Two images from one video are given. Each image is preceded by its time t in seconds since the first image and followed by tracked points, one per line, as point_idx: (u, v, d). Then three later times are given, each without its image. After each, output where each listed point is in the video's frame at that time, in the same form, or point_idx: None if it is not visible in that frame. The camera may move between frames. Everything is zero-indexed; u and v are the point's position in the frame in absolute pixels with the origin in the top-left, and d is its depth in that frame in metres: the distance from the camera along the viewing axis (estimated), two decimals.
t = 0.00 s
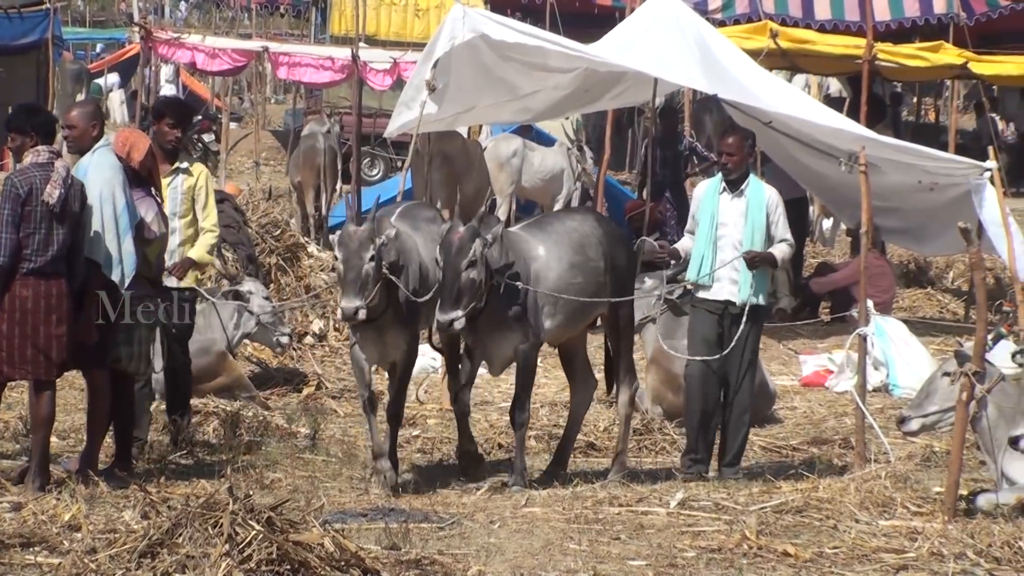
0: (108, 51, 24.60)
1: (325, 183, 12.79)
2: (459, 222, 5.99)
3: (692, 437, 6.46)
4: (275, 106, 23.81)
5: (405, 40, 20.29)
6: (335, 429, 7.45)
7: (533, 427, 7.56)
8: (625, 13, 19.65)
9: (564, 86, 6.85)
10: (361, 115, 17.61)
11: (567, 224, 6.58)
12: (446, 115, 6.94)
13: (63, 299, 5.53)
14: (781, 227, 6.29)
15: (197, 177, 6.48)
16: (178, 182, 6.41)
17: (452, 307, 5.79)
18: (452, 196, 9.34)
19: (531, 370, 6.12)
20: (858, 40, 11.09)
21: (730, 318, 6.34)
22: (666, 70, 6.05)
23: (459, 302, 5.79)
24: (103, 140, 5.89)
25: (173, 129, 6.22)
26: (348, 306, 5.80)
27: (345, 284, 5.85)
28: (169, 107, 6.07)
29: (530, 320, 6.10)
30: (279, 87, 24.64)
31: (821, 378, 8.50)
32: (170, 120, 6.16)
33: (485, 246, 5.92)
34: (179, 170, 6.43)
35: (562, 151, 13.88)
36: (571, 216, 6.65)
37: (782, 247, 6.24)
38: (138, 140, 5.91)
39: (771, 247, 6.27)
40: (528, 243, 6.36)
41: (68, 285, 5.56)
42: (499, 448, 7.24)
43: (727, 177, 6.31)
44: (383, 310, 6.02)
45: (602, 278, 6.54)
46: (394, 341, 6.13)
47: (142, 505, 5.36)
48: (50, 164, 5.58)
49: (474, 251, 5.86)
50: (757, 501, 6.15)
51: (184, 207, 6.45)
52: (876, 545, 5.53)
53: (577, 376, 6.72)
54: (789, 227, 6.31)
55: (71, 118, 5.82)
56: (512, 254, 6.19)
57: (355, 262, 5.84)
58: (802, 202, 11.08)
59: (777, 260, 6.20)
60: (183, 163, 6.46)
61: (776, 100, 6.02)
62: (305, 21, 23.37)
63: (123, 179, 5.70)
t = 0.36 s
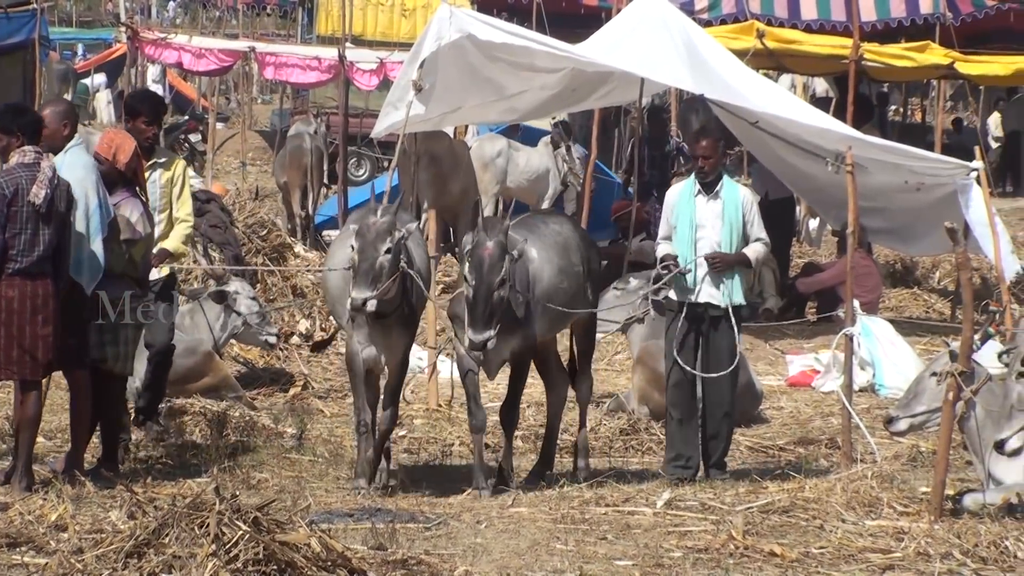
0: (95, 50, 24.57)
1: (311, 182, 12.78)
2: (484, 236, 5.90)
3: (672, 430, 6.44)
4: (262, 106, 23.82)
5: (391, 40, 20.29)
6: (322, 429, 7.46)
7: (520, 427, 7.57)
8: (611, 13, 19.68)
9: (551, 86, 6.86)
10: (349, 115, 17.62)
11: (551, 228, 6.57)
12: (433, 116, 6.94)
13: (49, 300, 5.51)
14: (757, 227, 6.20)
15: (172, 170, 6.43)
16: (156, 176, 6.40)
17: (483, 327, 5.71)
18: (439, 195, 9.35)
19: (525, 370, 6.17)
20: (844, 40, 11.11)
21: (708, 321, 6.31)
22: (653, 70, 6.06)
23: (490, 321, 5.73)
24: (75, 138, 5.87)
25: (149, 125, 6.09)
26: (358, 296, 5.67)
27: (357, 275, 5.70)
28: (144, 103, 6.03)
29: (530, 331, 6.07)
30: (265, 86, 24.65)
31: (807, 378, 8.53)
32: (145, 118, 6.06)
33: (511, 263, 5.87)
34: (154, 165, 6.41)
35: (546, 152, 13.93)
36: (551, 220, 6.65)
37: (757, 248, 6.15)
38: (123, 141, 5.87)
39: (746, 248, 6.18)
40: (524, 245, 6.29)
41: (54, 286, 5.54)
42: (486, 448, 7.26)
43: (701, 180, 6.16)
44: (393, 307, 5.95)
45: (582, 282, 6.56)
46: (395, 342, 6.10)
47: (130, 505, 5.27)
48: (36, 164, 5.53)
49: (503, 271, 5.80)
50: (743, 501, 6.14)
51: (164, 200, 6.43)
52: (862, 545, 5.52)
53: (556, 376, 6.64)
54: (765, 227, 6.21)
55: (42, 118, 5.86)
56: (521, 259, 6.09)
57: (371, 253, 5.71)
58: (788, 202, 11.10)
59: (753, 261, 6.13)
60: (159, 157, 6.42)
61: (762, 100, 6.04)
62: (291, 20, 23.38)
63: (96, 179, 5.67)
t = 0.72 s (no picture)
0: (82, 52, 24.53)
1: (298, 183, 12.76)
2: (488, 236, 5.92)
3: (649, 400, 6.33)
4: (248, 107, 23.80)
5: (378, 41, 20.29)
6: (308, 429, 7.46)
7: (506, 428, 7.57)
8: (599, 13, 19.71)
9: (538, 86, 6.86)
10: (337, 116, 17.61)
11: (539, 231, 6.51)
12: (419, 116, 6.94)
13: (36, 301, 5.48)
14: (724, 225, 6.24)
15: (175, 177, 6.18)
16: (158, 183, 6.13)
17: (490, 326, 5.76)
18: (424, 195, 9.34)
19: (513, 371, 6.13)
20: (831, 41, 11.13)
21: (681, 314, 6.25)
22: (640, 70, 6.06)
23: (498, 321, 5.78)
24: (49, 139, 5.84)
25: (146, 130, 6.05)
26: (348, 294, 5.57)
27: (349, 273, 5.61)
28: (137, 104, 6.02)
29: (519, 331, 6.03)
30: (252, 86, 24.64)
31: (794, 379, 8.55)
32: (143, 122, 6.02)
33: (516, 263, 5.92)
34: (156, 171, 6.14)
35: (532, 151, 13.92)
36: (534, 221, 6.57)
37: (724, 246, 6.18)
38: (105, 140, 5.88)
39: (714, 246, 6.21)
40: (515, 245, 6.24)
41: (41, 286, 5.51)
42: (472, 448, 7.27)
43: (671, 176, 6.20)
44: (391, 302, 5.85)
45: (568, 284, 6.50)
46: (401, 341, 5.96)
47: (116, 506, 5.20)
48: (22, 165, 5.51)
49: (510, 271, 5.86)
50: (730, 502, 6.14)
51: (165, 208, 6.16)
52: (849, 545, 5.50)
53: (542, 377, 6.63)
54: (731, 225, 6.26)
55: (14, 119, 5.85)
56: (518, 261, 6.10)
57: (364, 250, 5.63)
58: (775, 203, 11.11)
59: (721, 259, 6.15)
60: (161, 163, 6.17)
61: (749, 100, 6.04)
62: (278, 21, 23.37)
63: (72, 179, 5.67)
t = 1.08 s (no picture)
0: (76, 52, 24.49)
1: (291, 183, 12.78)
2: (491, 229, 5.85)
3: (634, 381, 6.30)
4: (243, 106, 23.80)
5: (372, 40, 20.30)
6: (302, 429, 7.46)
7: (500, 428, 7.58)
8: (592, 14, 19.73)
9: (531, 86, 6.86)
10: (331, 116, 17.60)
11: (539, 232, 6.45)
12: (413, 116, 6.94)
13: (32, 301, 5.46)
14: (712, 231, 6.18)
15: (202, 179, 6.10)
16: (186, 186, 6.04)
17: (505, 319, 5.68)
18: (418, 195, 9.34)
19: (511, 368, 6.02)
20: (825, 41, 11.15)
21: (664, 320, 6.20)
22: (633, 70, 6.05)
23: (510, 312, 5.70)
24: (37, 138, 5.82)
25: (170, 131, 5.95)
26: (364, 293, 5.53)
27: (365, 271, 5.57)
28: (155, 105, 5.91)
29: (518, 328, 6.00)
30: (245, 86, 24.62)
31: (787, 379, 8.57)
32: (166, 123, 5.92)
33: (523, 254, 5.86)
34: (183, 172, 6.05)
35: (527, 152, 13.93)
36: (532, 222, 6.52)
37: (711, 251, 6.13)
38: (83, 134, 5.93)
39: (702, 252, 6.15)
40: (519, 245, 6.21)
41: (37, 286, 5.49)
42: (467, 448, 7.29)
43: (659, 180, 6.19)
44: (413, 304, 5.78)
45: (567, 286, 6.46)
46: (421, 344, 5.84)
47: (110, 506, 5.17)
48: (16, 165, 5.51)
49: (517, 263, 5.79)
50: (724, 501, 6.14)
51: (193, 212, 6.09)
52: (843, 545, 5.50)
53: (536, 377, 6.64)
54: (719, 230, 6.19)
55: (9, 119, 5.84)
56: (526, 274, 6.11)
57: (381, 248, 5.58)
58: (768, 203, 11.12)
59: (706, 267, 6.08)
60: (189, 165, 6.08)
61: (743, 100, 6.04)
62: (271, 21, 23.37)
63: (62, 178, 5.63)
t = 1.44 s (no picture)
0: (76, 51, 24.49)
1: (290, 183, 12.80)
2: (501, 246, 5.66)
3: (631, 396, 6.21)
4: (242, 105, 23.82)
5: (372, 40, 20.31)
6: (302, 428, 7.46)
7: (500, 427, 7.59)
8: (592, 13, 19.74)
9: (531, 86, 6.86)
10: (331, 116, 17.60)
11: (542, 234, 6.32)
12: (412, 116, 6.93)
13: (33, 300, 5.46)
14: (718, 232, 6.10)
15: (210, 183, 5.73)
16: (194, 190, 5.68)
17: (520, 343, 5.50)
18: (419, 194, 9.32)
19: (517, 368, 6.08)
20: (824, 41, 11.15)
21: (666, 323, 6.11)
22: (632, 70, 6.05)
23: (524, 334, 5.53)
24: (39, 136, 5.81)
25: (178, 134, 5.60)
26: (385, 291, 5.41)
27: (385, 269, 5.46)
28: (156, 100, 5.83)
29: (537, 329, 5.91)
30: (245, 85, 24.63)
31: (787, 378, 8.57)
32: (173, 127, 5.57)
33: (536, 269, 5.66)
34: (189, 177, 5.70)
35: (528, 151, 13.93)
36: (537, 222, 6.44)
37: (715, 254, 6.05)
38: (66, 131, 5.93)
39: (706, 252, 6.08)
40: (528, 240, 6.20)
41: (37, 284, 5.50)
42: (468, 447, 7.30)
43: (666, 178, 6.10)
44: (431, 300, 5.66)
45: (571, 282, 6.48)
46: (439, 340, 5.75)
47: (110, 505, 5.16)
48: (17, 165, 5.51)
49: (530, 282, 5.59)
50: (724, 501, 6.14)
51: (204, 216, 5.72)
52: (843, 545, 5.50)
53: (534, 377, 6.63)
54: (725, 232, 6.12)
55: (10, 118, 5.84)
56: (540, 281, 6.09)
57: (399, 245, 5.47)
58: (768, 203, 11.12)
59: (708, 268, 6.01)
60: (195, 169, 5.73)
61: (744, 100, 6.03)
62: (271, 20, 23.38)
63: (64, 177, 5.65)
